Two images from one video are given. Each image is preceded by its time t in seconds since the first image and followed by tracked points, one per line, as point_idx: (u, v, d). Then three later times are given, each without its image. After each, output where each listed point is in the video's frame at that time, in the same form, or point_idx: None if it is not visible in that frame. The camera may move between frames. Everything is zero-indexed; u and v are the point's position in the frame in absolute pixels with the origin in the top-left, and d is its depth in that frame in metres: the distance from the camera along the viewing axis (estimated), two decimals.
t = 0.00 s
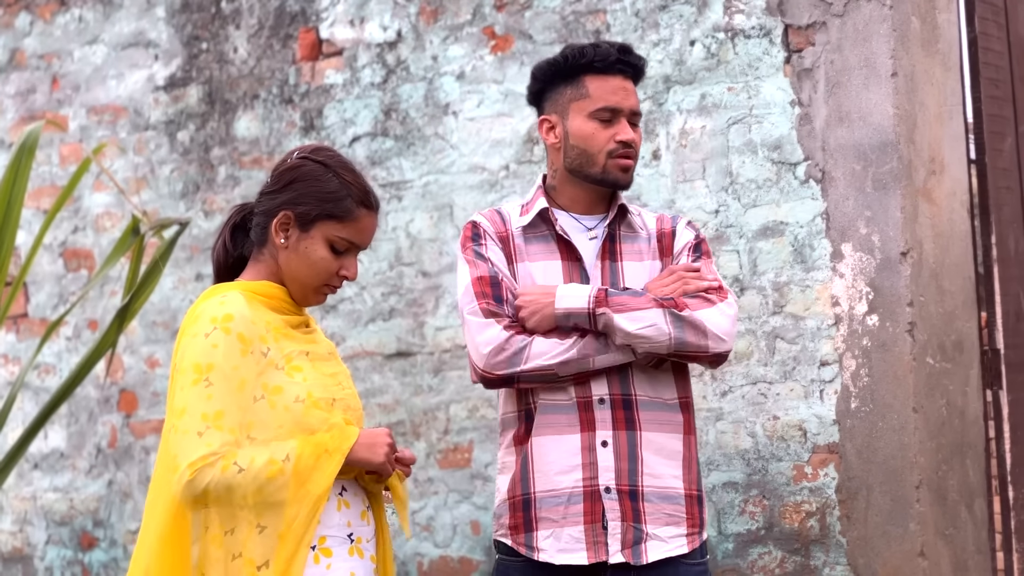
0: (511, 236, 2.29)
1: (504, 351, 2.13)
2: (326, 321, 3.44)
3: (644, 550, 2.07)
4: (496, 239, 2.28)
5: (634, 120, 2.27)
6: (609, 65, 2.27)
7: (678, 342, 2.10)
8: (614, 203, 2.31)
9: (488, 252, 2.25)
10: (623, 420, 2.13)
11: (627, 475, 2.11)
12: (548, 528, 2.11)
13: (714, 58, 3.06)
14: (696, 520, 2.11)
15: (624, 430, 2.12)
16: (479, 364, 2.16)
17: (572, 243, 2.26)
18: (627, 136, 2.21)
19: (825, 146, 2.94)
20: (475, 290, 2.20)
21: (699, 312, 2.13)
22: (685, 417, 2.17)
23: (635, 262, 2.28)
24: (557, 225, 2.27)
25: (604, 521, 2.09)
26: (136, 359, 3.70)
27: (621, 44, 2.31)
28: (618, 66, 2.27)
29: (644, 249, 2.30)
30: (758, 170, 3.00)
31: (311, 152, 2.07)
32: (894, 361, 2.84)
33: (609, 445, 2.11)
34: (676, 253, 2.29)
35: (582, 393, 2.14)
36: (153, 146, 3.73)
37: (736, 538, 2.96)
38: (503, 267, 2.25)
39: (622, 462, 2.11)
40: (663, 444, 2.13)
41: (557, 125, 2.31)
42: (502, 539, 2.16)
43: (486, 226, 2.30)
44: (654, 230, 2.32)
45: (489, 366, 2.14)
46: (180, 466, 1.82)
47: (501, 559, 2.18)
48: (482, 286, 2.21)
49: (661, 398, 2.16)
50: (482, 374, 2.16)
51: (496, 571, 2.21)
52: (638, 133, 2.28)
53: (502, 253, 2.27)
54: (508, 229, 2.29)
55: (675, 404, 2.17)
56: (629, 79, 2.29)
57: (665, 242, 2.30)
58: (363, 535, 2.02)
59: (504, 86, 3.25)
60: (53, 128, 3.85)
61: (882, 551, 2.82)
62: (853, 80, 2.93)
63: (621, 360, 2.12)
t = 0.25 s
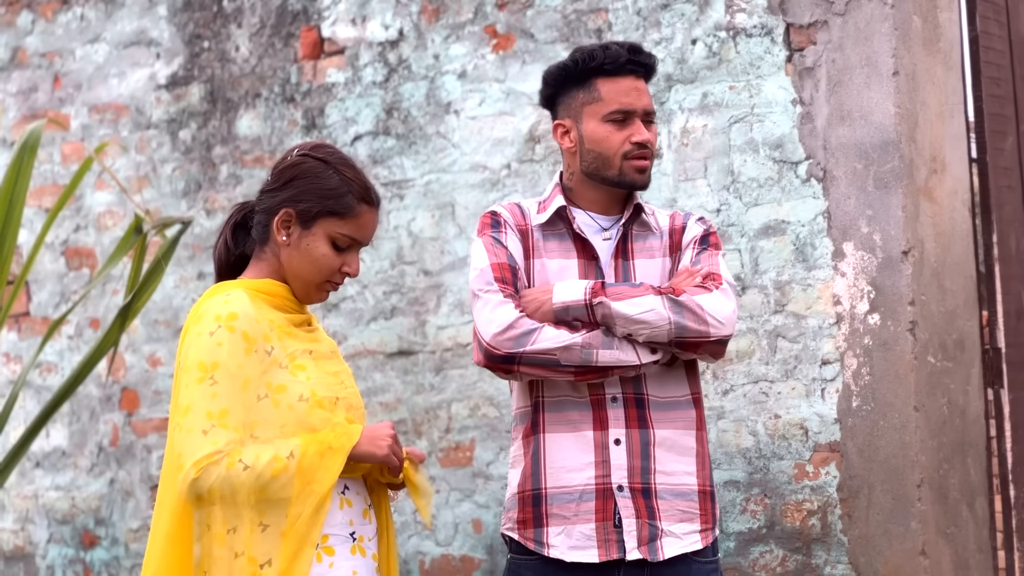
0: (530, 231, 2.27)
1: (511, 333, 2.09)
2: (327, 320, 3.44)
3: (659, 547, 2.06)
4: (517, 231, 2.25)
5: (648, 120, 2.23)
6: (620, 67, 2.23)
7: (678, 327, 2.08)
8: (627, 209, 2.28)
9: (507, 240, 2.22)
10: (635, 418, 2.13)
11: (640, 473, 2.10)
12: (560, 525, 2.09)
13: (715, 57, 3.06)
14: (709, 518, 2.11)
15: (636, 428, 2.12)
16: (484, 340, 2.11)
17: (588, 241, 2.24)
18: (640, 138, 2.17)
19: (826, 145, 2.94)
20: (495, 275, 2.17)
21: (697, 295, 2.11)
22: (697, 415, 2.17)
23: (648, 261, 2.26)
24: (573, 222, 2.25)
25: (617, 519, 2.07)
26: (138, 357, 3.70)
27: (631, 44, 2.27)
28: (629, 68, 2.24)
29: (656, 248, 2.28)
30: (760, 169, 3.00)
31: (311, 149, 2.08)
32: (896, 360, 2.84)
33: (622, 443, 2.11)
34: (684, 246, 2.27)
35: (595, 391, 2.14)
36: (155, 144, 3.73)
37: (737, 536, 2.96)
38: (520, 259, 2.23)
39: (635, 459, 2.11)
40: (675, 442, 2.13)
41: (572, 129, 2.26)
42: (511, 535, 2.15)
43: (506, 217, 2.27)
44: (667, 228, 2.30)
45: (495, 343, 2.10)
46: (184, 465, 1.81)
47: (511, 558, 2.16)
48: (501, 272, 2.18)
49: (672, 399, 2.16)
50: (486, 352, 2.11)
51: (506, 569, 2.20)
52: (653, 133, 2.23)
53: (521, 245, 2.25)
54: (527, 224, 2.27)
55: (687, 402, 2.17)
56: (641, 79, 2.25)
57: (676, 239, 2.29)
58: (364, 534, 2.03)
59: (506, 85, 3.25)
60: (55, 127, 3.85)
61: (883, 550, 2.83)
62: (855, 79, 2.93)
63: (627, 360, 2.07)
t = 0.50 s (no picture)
0: (545, 229, 2.26)
1: (534, 333, 2.08)
2: (330, 319, 3.44)
3: (668, 547, 2.06)
4: (532, 229, 2.25)
5: (661, 122, 2.19)
6: (632, 71, 2.19)
7: (689, 323, 2.08)
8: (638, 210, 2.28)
9: (523, 239, 2.22)
10: (645, 418, 2.12)
11: (649, 473, 2.10)
12: (569, 525, 2.10)
13: (718, 56, 3.06)
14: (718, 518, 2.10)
15: (646, 429, 2.12)
16: (507, 340, 2.10)
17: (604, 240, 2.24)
18: (652, 143, 2.15)
19: (829, 144, 2.94)
20: (513, 275, 2.16)
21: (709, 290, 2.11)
22: (708, 415, 2.16)
23: (662, 259, 2.26)
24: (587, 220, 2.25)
25: (625, 519, 2.08)
26: (141, 356, 3.70)
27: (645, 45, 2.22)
28: (641, 71, 2.20)
29: (671, 246, 2.27)
30: (762, 168, 3.00)
31: (315, 145, 2.07)
32: (898, 359, 2.84)
33: (632, 443, 2.11)
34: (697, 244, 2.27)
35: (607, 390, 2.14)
36: (158, 143, 3.73)
37: (740, 535, 2.96)
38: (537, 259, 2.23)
39: (645, 460, 2.11)
40: (685, 442, 2.13)
41: (584, 131, 2.25)
42: (519, 534, 2.16)
43: (522, 215, 2.27)
44: (680, 227, 2.29)
45: (518, 344, 2.08)
46: (173, 459, 1.80)
47: (519, 557, 2.17)
48: (518, 272, 2.17)
49: (684, 397, 2.15)
50: (507, 352, 2.10)
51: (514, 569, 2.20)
52: (666, 135, 2.21)
53: (537, 243, 2.24)
54: (542, 222, 2.27)
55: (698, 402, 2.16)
56: (654, 81, 2.21)
57: (689, 238, 2.28)
58: (370, 534, 2.02)
59: (509, 84, 3.25)
60: (57, 126, 3.85)
61: (886, 549, 2.83)
62: (857, 78, 2.93)
63: (646, 372, 2.06)
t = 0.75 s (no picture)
0: (556, 228, 2.26)
1: (545, 346, 2.08)
2: (332, 318, 3.45)
3: (677, 549, 2.06)
4: (542, 230, 2.25)
5: (672, 124, 2.19)
6: (645, 71, 2.18)
7: (694, 352, 2.06)
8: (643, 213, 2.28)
9: (533, 242, 2.21)
10: (656, 419, 2.11)
11: (659, 474, 2.10)
12: (578, 525, 2.10)
13: (720, 56, 3.06)
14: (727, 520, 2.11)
15: (657, 429, 2.11)
16: (518, 353, 2.10)
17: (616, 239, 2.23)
18: (661, 145, 2.14)
19: (831, 143, 2.94)
20: (520, 283, 2.15)
21: (711, 317, 2.08)
22: (715, 417, 2.16)
23: (673, 260, 2.25)
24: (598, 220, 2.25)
25: (635, 520, 2.08)
26: (143, 355, 3.70)
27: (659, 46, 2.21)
28: (654, 72, 2.19)
29: (681, 247, 2.26)
30: (765, 167, 3.00)
31: (313, 143, 2.08)
32: (901, 358, 2.84)
33: (642, 444, 2.10)
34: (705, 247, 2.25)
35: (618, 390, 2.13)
36: (160, 142, 3.73)
37: (742, 535, 2.97)
38: (547, 260, 2.22)
39: (655, 461, 2.10)
40: (695, 443, 2.13)
41: (594, 129, 2.25)
42: (528, 533, 2.16)
43: (532, 215, 2.26)
44: (689, 228, 2.28)
45: (529, 356, 2.09)
46: (174, 458, 1.78)
47: (527, 555, 2.18)
48: (526, 279, 2.16)
49: (691, 399, 2.15)
50: (518, 364, 2.10)
51: (523, 567, 2.20)
52: (677, 137, 2.20)
53: (548, 244, 2.24)
54: (552, 222, 2.26)
55: (702, 403, 2.15)
56: (668, 82, 2.20)
57: (699, 239, 2.27)
58: (372, 534, 2.02)
59: (512, 83, 3.25)
60: (60, 125, 3.85)
61: (888, 548, 2.82)
62: (860, 77, 2.93)
63: (656, 390, 2.07)
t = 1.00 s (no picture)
0: (565, 228, 2.24)
1: (560, 357, 2.07)
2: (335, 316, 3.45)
3: (694, 548, 2.05)
4: (552, 231, 2.22)
5: (681, 120, 2.19)
6: (655, 68, 2.17)
7: (711, 358, 2.07)
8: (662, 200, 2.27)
9: (544, 245, 2.19)
10: (672, 419, 2.10)
11: (677, 473, 2.08)
12: (598, 526, 2.07)
13: (723, 54, 3.06)
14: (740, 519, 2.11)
15: (673, 429, 2.10)
16: (532, 363, 2.09)
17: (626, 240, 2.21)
18: (671, 142, 2.14)
19: (834, 141, 2.93)
20: (531, 290, 2.14)
21: (731, 324, 2.09)
22: (725, 417, 2.16)
23: (683, 259, 2.25)
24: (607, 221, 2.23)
25: (655, 520, 2.05)
26: (145, 353, 3.70)
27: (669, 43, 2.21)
28: (664, 68, 2.18)
29: (690, 246, 2.26)
30: (767, 165, 3.00)
31: (267, 150, 2.02)
32: (903, 357, 2.82)
33: (660, 443, 2.08)
34: (715, 247, 2.26)
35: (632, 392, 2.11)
36: (163, 140, 3.73)
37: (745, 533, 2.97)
38: (559, 262, 2.19)
39: (673, 460, 2.08)
40: (709, 442, 2.12)
41: (603, 124, 2.24)
42: (545, 534, 2.14)
43: (541, 216, 2.24)
44: (698, 224, 2.28)
45: (544, 367, 2.08)
46: (190, 452, 1.79)
47: (540, 558, 2.15)
48: (537, 285, 2.15)
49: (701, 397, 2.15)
50: (533, 374, 2.10)
51: (537, 568, 2.17)
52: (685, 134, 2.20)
53: (558, 245, 2.21)
54: (563, 221, 2.24)
55: (710, 403, 2.15)
56: (676, 78, 2.20)
57: (708, 237, 2.27)
58: (376, 534, 2.01)
59: (514, 81, 3.24)
60: (63, 123, 3.85)
61: (891, 547, 2.82)
62: (863, 75, 2.91)
63: (671, 396, 2.07)
